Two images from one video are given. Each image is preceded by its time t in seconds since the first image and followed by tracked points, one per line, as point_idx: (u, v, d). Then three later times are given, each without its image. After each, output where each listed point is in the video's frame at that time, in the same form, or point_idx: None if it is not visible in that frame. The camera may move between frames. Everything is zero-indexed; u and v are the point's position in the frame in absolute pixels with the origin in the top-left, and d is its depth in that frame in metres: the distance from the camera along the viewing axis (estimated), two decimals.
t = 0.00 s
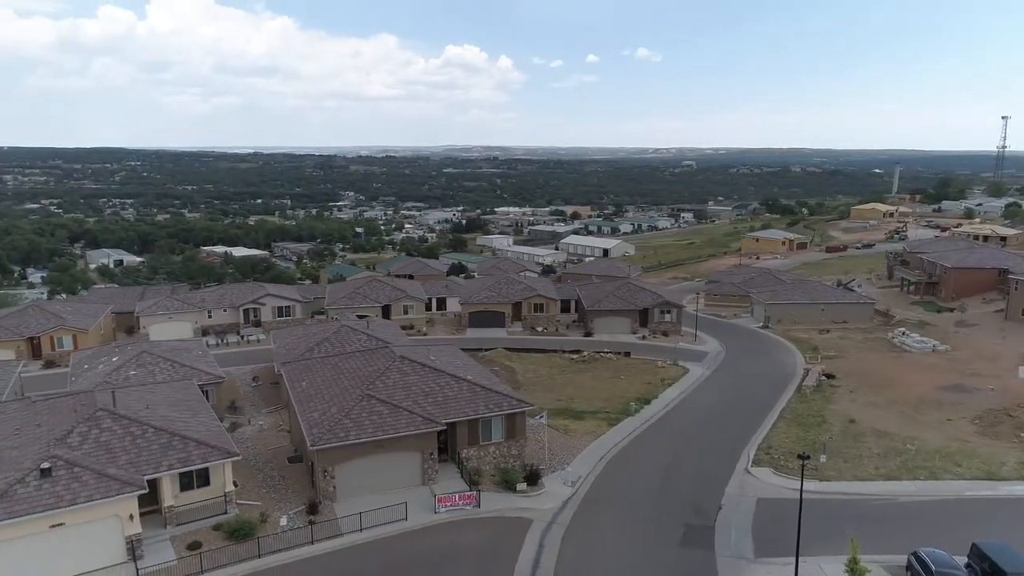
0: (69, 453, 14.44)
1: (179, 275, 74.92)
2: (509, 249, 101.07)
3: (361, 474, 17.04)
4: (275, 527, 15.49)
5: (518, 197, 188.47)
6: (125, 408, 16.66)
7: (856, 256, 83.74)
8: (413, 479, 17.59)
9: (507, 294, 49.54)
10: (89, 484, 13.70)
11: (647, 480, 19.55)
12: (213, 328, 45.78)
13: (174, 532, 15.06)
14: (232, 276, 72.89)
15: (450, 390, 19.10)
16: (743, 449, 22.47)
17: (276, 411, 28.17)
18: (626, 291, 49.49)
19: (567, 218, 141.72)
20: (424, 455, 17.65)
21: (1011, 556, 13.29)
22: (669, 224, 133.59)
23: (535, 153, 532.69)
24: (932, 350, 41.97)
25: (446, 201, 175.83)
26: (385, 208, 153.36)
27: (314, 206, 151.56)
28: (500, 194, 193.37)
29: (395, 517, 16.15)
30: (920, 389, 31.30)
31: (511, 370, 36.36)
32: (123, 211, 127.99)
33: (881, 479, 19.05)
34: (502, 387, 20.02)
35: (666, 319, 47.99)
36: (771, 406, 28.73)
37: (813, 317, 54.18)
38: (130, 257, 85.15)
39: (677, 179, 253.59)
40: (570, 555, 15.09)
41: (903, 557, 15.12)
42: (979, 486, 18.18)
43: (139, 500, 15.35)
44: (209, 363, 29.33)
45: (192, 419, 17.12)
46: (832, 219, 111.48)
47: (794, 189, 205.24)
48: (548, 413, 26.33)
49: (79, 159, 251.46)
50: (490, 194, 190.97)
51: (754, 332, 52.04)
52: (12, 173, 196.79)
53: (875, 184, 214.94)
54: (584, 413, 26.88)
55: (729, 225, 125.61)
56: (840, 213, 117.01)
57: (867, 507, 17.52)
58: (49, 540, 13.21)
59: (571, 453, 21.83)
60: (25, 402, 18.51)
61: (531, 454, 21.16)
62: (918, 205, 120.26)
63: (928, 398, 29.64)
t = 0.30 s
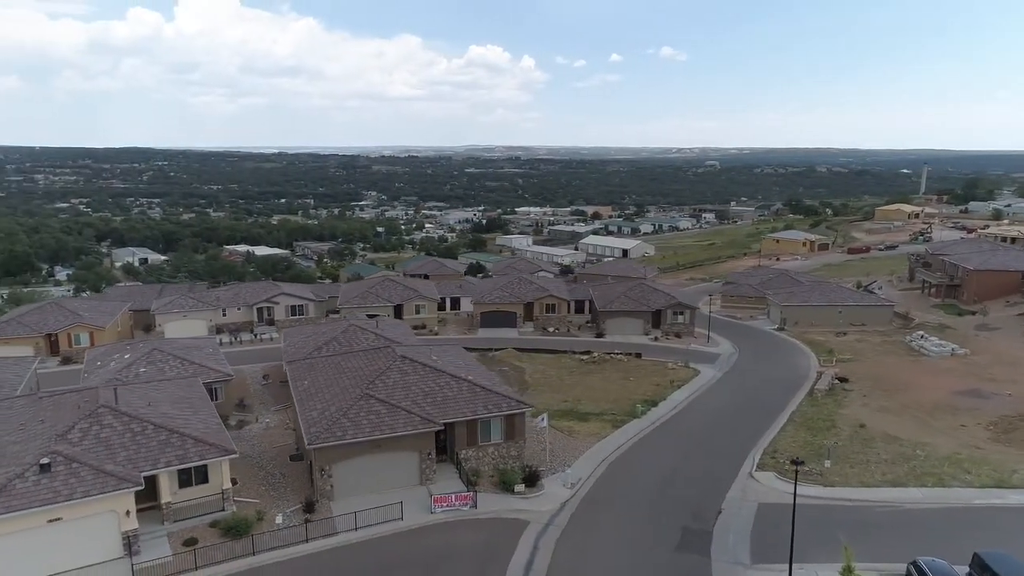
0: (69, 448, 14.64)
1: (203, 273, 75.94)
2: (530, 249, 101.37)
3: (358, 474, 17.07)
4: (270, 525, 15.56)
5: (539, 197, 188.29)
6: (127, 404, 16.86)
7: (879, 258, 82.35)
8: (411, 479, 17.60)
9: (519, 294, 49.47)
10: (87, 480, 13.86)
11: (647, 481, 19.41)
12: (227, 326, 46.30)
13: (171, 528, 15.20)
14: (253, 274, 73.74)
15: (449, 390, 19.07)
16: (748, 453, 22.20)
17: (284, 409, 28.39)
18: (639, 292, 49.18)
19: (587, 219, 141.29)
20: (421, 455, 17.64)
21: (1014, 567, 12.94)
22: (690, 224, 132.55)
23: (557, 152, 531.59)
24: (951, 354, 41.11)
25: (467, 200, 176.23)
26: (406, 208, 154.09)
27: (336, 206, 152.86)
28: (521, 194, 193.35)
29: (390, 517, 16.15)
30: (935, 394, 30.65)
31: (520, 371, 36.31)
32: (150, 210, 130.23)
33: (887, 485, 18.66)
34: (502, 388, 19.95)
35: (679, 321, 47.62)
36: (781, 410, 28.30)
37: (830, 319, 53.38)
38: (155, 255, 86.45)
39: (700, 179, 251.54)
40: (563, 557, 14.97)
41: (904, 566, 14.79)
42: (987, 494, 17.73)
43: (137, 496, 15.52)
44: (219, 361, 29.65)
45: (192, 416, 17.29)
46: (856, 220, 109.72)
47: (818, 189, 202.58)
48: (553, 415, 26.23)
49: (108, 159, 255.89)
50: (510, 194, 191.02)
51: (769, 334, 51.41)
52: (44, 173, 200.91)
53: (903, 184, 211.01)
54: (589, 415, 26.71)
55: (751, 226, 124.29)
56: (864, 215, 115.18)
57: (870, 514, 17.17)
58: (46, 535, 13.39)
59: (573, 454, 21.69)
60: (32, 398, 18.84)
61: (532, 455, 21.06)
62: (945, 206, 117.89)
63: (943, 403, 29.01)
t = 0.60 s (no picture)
0: (68, 445, 14.84)
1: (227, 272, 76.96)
2: (551, 249, 101.26)
3: (354, 474, 17.09)
4: (266, 523, 15.64)
5: (561, 197, 187.91)
6: (128, 402, 17.05)
7: (903, 260, 80.80)
8: (407, 480, 17.59)
9: (532, 294, 49.33)
10: (84, 477, 14.03)
11: (649, 483, 19.24)
12: (241, 324, 46.83)
13: (168, 525, 15.34)
14: (274, 273, 74.54)
15: (448, 391, 19.03)
16: (754, 457, 21.90)
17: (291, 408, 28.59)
18: (653, 293, 48.80)
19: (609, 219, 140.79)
20: (419, 455, 17.63)
21: None
22: (712, 225, 131.38)
23: (580, 152, 530.16)
24: (971, 358, 40.20)
25: (489, 200, 176.58)
26: (427, 207, 154.70)
27: (359, 205, 154.14)
28: (543, 194, 193.22)
29: (385, 517, 16.16)
30: (951, 399, 29.96)
31: (530, 372, 36.21)
32: (178, 209, 132.44)
33: (893, 492, 18.24)
34: (503, 389, 19.86)
35: (692, 323, 47.17)
36: (792, 413, 27.83)
37: (849, 322, 52.52)
38: (180, 254, 87.76)
39: (725, 179, 249.26)
40: (555, 561, 14.84)
41: None
42: (997, 505, 17.25)
43: (135, 493, 15.70)
44: (229, 359, 29.97)
45: (192, 415, 17.44)
46: (881, 221, 107.85)
47: (845, 190, 199.62)
48: (557, 417, 26.08)
49: (138, 159, 260.49)
50: (532, 194, 190.89)
51: (785, 336, 50.72)
52: (77, 172, 205.19)
53: (933, 185, 206.93)
54: (594, 417, 26.53)
55: (774, 227, 122.86)
56: (890, 216, 113.16)
57: (873, 522, 16.80)
58: (43, 530, 13.57)
59: (574, 457, 21.53)
60: (40, 394, 19.15)
61: (533, 458, 20.95)
62: (974, 207, 115.44)
63: (958, 409, 28.34)
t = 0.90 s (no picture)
0: (70, 441, 15.06)
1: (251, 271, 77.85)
2: (571, 249, 100.98)
3: (352, 473, 17.14)
4: (262, 521, 15.71)
5: (583, 197, 187.29)
6: (131, 399, 17.25)
7: (929, 262, 79.32)
8: (406, 480, 17.59)
9: (545, 295, 49.16)
10: (83, 473, 14.21)
11: (650, 486, 19.06)
12: (256, 323, 47.34)
13: (166, 522, 15.49)
14: (296, 272, 75.18)
15: (449, 391, 19.03)
16: (760, 461, 21.61)
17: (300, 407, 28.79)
18: (667, 294, 48.41)
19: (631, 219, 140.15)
20: (417, 455, 17.63)
21: None
22: (735, 226, 130.12)
23: (603, 152, 528.23)
24: (992, 364, 39.28)
25: (511, 200, 176.77)
26: (449, 207, 155.18)
27: (382, 205, 155.18)
28: (566, 194, 192.98)
29: (382, 517, 16.17)
30: (968, 405, 29.28)
31: (539, 374, 36.11)
32: (205, 208, 134.46)
33: (900, 500, 17.85)
34: (504, 390, 19.80)
35: (706, 325, 46.68)
36: (803, 417, 27.38)
37: (868, 325, 51.68)
38: (205, 252, 89.02)
39: (751, 179, 246.69)
40: (550, 564, 14.74)
41: None
42: (1007, 514, 16.78)
43: (136, 489, 15.88)
44: (240, 358, 30.30)
45: (194, 412, 17.62)
46: (908, 222, 105.95)
47: (873, 191, 196.38)
48: (562, 419, 25.98)
49: (168, 159, 265.09)
50: (554, 194, 190.59)
51: (802, 339, 50.02)
52: (109, 172, 209.28)
53: (964, 185, 202.79)
54: (600, 420, 26.34)
55: (798, 228, 121.36)
56: (918, 217, 111.10)
57: (877, 530, 16.46)
58: (42, 525, 13.78)
59: (577, 458, 21.39)
60: (49, 392, 19.51)
61: (534, 459, 20.82)
62: (1005, 208, 112.89)
63: (975, 415, 27.66)
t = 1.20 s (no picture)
0: (72, 436, 15.28)
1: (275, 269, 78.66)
2: (594, 248, 100.49)
3: (351, 472, 17.18)
4: (260, 518, 15.83)
5: (607, 197, 186.42)
6: (135, 396, 17.45)
7: (957, 264, 77.65)
8: (405, 479, 17.60)
9: (559, 296, 48.85)
10: (82, 468, 14.41)
11: (650, 492, 18.87)
12: (272, 321, 47.81)
13: (165, 517, 15.65)
14: (318, 270, 75.70)
15: (450, 391, 19.00)
16: (767, 466, 21.24)
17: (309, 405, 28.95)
18: (682, 296, 47.93)
19: (654, 219, 139.26)
20: (416, 455, 17.63)
21: None
22: (760, 226, 128.66)
23: (629, 152, 525.33)
24: (1015, 368, 38.31)
25: (534, 199, 176.69)
26: (472, 207, 155.49)
27: (405, 204, 156.10)
28: (590, 194, 192.39)
29: (378, 516, 16.19)
30: (987, 411, 28.53)
31: (550, 374, 35.96)
32: (231, 207, 136.39)
33: (908, 507, 17.45)
34: (506, 391, 19.71)
35: (722, 327, 46.09)
36: (815, 422, 26.88)
37: (889, 328, 50.71)
38: (230, 250, 90.18)
39: (779, 178, 243.70)
40: (544, 567, 14.65)
41: None
42: (1017, 524, 16.33)
43: (137, 484, 16.08)
44: (251, 355, 30.58)
45: (197, 409, 17.79)
46: (937, 223, 103.84)
47: (903, 191, 192.71)
48: (568, 420, 25.84)
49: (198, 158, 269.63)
50: (577, 194, 190.02)
51: (820, 342, 49.21)
52: (141, 172, 213.30)
53: (999, 185, 198.26)
54: (607, 421, 26.10)
55: (824, 229, 119.64)
56: (948, 218, 108.82)
57: (880, 538, 16.11)
58: (43, 519, 14.01)
59: (580, 460, 21.24)
60: (59, 388, 19.84)
61: (536, 461, 20.70)
62: None
63: (994, 422, 26.94)
